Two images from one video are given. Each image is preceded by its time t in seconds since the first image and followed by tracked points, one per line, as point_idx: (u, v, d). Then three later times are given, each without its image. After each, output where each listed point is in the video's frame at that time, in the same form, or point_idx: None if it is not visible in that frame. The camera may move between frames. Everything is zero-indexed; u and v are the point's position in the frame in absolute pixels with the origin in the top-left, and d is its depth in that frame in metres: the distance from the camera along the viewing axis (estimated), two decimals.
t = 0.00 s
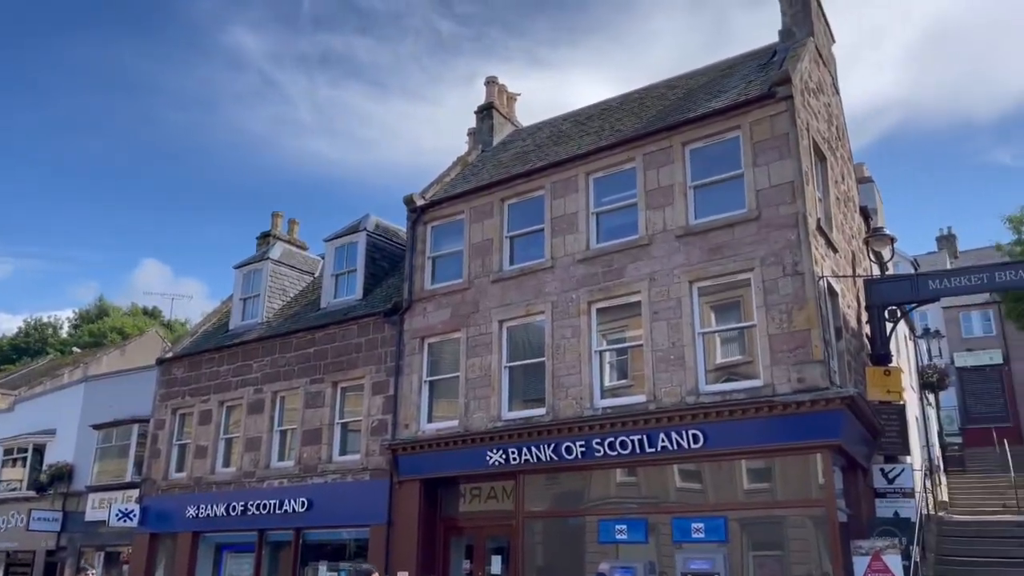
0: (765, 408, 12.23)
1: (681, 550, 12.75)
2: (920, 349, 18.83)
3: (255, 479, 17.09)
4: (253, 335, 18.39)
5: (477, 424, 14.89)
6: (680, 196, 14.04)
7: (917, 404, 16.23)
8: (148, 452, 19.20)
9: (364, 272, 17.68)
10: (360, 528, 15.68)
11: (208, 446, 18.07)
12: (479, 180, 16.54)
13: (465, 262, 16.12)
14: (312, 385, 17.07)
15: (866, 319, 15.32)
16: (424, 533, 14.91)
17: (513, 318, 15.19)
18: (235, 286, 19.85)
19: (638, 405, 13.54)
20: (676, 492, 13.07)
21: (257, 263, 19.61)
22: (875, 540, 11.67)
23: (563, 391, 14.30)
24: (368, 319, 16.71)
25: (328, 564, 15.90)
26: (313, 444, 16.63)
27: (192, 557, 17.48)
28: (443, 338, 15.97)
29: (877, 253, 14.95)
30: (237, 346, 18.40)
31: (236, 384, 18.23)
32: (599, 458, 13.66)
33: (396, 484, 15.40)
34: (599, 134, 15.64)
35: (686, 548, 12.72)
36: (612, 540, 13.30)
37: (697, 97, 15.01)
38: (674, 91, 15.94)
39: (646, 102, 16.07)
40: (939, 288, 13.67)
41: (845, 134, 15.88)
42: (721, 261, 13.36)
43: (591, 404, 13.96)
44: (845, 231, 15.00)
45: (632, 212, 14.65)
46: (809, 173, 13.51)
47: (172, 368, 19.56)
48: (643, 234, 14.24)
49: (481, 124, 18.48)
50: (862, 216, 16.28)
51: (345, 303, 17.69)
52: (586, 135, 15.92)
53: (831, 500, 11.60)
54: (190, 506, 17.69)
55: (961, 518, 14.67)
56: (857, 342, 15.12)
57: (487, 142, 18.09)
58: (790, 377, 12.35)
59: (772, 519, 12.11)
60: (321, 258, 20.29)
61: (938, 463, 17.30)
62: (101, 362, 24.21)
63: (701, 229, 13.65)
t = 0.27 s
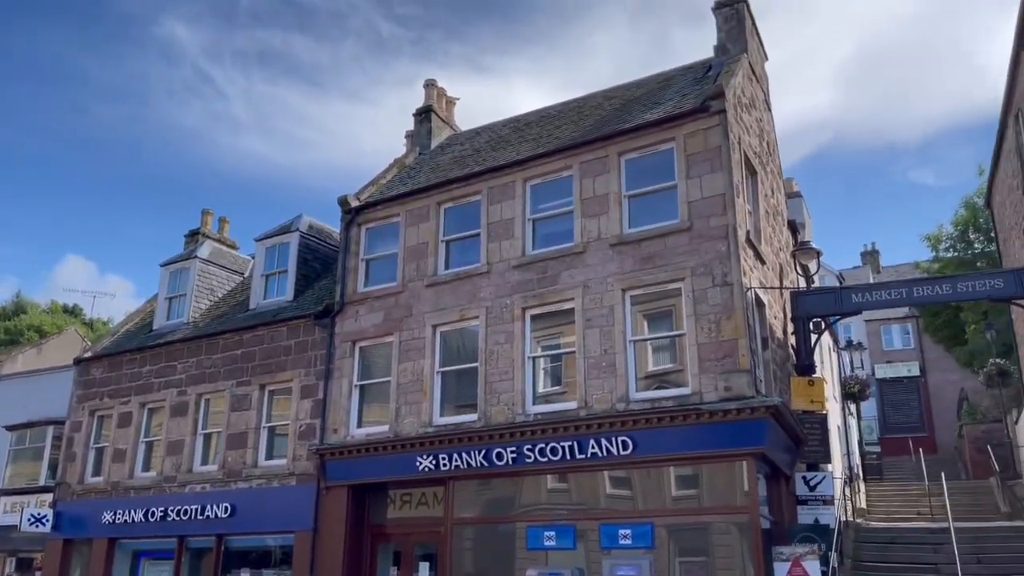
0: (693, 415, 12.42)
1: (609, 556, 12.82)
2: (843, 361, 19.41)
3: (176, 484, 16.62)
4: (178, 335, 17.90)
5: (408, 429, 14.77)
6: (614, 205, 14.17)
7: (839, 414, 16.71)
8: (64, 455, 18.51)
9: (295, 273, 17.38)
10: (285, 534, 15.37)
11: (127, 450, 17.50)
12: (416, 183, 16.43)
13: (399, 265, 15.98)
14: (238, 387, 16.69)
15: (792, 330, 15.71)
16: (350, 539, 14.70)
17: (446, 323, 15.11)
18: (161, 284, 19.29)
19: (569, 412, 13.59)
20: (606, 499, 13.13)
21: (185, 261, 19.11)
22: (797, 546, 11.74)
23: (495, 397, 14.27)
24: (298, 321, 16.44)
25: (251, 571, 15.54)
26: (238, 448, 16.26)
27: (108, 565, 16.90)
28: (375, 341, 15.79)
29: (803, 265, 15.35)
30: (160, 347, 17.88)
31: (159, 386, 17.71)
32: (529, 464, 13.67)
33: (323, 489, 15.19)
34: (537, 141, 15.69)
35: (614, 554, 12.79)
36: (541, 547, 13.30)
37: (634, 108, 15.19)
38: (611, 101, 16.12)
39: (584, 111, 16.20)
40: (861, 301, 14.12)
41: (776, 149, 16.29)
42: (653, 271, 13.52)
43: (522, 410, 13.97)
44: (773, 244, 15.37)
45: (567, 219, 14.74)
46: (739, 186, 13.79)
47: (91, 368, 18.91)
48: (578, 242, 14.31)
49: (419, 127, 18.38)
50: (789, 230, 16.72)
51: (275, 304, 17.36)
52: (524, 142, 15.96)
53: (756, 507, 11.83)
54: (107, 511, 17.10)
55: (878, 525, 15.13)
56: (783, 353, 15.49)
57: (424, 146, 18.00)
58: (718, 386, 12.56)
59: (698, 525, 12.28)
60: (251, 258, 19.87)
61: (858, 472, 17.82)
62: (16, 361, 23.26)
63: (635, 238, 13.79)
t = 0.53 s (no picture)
0: (625, 421, 12.50)
1: (540, 561, 12.83)
2: (772, 368, 19.85)
3: (96, 486, 16.08)
4: (102, 333, 17.32)
5: (340, 432, 14.56)
6: (552, 210, 14.23)
7: (767, 420, 17.07)
8: None
9: (227, 271, 16.99)
10: (211, 539, 14.97)
11: (45, 451, 16.87)
12: (354, 183, 16.25)
13: (335, 265, 15.77)
14: (163, 387, 16.25)
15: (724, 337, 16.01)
16: (277, 544, 14.43)
17: (381, 325, 14.96)
18: (84, 280, 18.65)
19: (503, 416, 13.57)
20: (539, 504, 13.13)
21: (111, 256, 18.52)
22: (724, 550, 11.75)
23: (429, 400, 14.17)
24: (228, 320, 16.08)
25: None
26: (162, 449, 15.84)
27: (21, 570, 16.26)
28: (307, 342, 15.54)
29: (735, 274, 15.66)
30: (83, 344, 17.29)
31: (80, 385, 17.12)
32: (462, 468, 13.61)
33: (250, 493, 14.89)
34: (477, 144, 15.68)
35: (545, 558, 12.81)
36: (472, 551, 13.24)
37: (574, 114, 15.31)
38: (551, 107, 16.22)
39: (524, 115, 16.24)
40: (790, 310, 14.47)
41: (711, 160, 16.60)
42: (590, 276, 13.61)
43: (456, 413, 13.91)
44: (707, 252, 15.65)
45: (505, 223, 14.74)
46: (675, 194, 13.99)
47: (7, 366, 18.18)
48: (515, 245, 14.33)
49: (358, 126, 18.19)
50: (723, 239, 17.05)
51: (205, 303, 16.94)
52: (464, 144, 15.94)
53: (685, 511, 11.97)
54: (21, 515, 16.44)
55: (802, 529, 15.49)
56: (714, 359, 15.77)
57: (364, 145, 17.83)
58: (650, 392, 12.71)
59: (629, 529, 12.37)
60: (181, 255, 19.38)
61: (784, 477, 18.25)
62: None
63: (572, 243, 13.87)
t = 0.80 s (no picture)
0: (563, 424, 12.51)
1: (476, 563, 12.77)
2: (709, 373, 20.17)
3: (15, 488, 15.53)
4: (24, 328, 16.70)
5: (273, 433, 14.29)
6: (494, 212, 14.20)
7: (702, 425, 17.31)
8: None
9: (159, 267, 16.54)
10: (138, 542, 14.52)
11: None
12: (293, 179, 15.98)
13: (271, 263, 15.47)
14: (89, 385, 15.77)
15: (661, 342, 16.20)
16: (205, 547, 14.09)
17: (318, 324, 14.73)
18: (7, 273, 17.97)
19: (441, 418, 13.48)
20: (476, 506, 13.07)
21: (36, 249, 17.88)
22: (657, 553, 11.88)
23: (366, 401, 14.00)
24: (159, 317, 15.67)
25: None
26: (86, 449, 15.36)
27: None
28: (241, 341, 15.22)
29: (674, 280, 15.87)
30: (4, 340, 16.67)
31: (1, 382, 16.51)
32: (398, 471, 13.47)
33: (179, 495, 14.53)
34: (420, 144, 15.57)
35: (481, 561, 12.76)
36: (407, 554, 13.11)
37: (518, 117, 15.32)
38: (496, 109, 16.21)
39: (468, 117, 16.20)
40: (726, 316, 14.72)
41: (652, 166, 16.80)
42: (531, 278, 13.62)
43: (393, 415, 13.77)
44: (646, 258, 15.82)
45: (446, 224, 14.67)
46: (616, 200, 14.11)
47: None
48: (457, 247, 14.27)
49: (299, 122, 17.91)
50: (662, 245, 17.27)
51: (135, 299, 16.45)
52: (407, 144, 15.81)
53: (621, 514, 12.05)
54: None
55: (734, 532, 15.76)
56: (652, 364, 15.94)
57: (304, 142, 17.56)
58: (588, 395, 12.77)
59: (565, 532, 12.39)
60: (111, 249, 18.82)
61: (717, 480, 18.56)
62: None
63: (513, 245, 13.87)
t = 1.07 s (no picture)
0: (507, 424, 12.49)
1: (416, 565, 12.66)
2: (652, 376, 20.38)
3: None
4: None
5: (210, 432, 13.99)
6: (442, 211, 14.12)
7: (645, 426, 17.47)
8: None
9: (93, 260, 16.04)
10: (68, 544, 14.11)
11: None
12: (236, 173, 15.66)
13: (212, 258, 15.13)
14: (17, 382, 15.35)
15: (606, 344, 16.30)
16: (136, 549, 13.71)
17: (259, 322, 14.45)
18: None
19: (384, 418, 13.34)
20: (419, 508, 12.97)
21: None
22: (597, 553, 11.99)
23: (307, 400, 13.79)
24: (92, 312, 15.25)
25: None
26: (14, 448, 14.91)
27: None
28: (179, 338, 14.87)
29: (620, 283, 15.98)
30: None
31: None
32: (339, 471, 13.30)
33: (110, 495, 14.16)
34: (367, 140, 15.40)
35: (422, 562, 12.65)
36: (347, 556, 12.94)
37: (467, 116, 15.27)
38: (445, 108, 16.12)
39: (417, 115, 16.09)
40: (670, 319, 14.87)
41: (600, 169, 16.90)
42: (477, 279, 13.57)
43: (335, 414, 13.59)
44: (592, 260, 15.90)
45: (392, 222, 14.53)
46: (564, 202, 14.15)
47: None
48: (403, 245, 14.14)
49: (243, 115, 17.57)
50: (609, 248, 17.40)
51: (68, 293, 15.94)
52: (354, 140, 15.63)
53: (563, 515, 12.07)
54: None
55: (674, 533, 15.93)
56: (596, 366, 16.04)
57: (248, 135, 17.23)
58: (532, 396, 12.77)
59: (508, 532, 12.37)
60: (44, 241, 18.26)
61: (659, 482, 18.74)
62: None
63: (460, 245, 13.80)
